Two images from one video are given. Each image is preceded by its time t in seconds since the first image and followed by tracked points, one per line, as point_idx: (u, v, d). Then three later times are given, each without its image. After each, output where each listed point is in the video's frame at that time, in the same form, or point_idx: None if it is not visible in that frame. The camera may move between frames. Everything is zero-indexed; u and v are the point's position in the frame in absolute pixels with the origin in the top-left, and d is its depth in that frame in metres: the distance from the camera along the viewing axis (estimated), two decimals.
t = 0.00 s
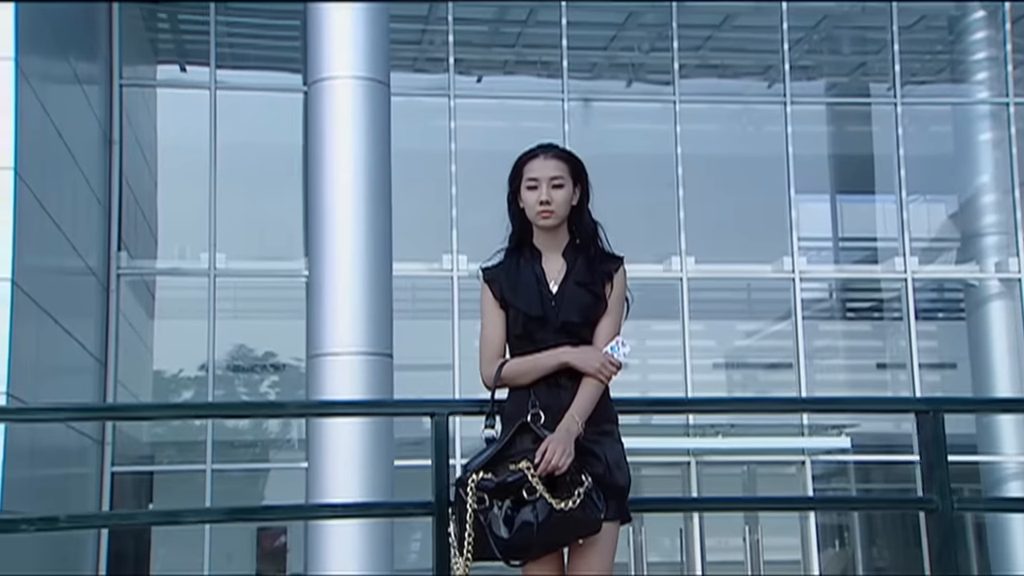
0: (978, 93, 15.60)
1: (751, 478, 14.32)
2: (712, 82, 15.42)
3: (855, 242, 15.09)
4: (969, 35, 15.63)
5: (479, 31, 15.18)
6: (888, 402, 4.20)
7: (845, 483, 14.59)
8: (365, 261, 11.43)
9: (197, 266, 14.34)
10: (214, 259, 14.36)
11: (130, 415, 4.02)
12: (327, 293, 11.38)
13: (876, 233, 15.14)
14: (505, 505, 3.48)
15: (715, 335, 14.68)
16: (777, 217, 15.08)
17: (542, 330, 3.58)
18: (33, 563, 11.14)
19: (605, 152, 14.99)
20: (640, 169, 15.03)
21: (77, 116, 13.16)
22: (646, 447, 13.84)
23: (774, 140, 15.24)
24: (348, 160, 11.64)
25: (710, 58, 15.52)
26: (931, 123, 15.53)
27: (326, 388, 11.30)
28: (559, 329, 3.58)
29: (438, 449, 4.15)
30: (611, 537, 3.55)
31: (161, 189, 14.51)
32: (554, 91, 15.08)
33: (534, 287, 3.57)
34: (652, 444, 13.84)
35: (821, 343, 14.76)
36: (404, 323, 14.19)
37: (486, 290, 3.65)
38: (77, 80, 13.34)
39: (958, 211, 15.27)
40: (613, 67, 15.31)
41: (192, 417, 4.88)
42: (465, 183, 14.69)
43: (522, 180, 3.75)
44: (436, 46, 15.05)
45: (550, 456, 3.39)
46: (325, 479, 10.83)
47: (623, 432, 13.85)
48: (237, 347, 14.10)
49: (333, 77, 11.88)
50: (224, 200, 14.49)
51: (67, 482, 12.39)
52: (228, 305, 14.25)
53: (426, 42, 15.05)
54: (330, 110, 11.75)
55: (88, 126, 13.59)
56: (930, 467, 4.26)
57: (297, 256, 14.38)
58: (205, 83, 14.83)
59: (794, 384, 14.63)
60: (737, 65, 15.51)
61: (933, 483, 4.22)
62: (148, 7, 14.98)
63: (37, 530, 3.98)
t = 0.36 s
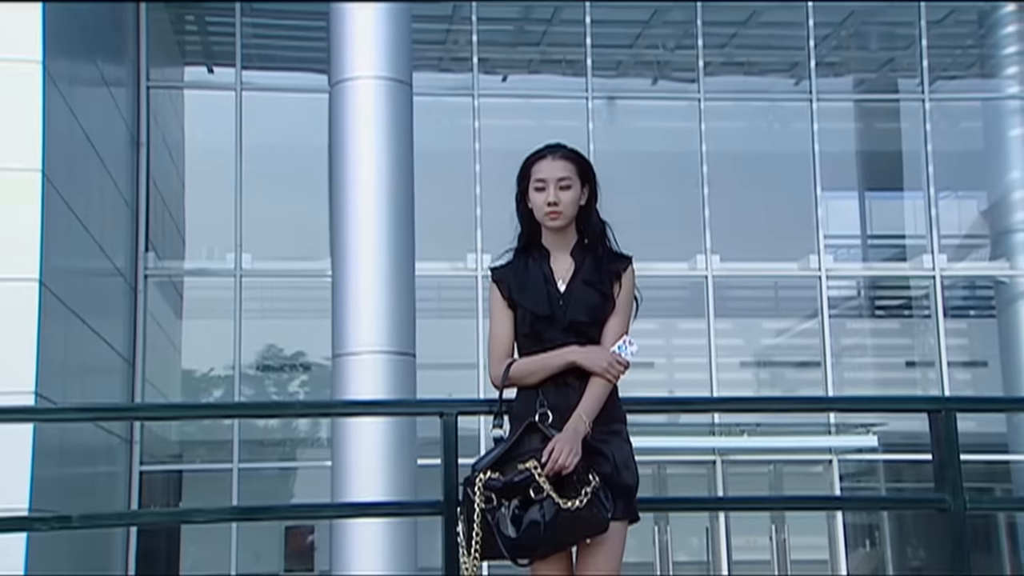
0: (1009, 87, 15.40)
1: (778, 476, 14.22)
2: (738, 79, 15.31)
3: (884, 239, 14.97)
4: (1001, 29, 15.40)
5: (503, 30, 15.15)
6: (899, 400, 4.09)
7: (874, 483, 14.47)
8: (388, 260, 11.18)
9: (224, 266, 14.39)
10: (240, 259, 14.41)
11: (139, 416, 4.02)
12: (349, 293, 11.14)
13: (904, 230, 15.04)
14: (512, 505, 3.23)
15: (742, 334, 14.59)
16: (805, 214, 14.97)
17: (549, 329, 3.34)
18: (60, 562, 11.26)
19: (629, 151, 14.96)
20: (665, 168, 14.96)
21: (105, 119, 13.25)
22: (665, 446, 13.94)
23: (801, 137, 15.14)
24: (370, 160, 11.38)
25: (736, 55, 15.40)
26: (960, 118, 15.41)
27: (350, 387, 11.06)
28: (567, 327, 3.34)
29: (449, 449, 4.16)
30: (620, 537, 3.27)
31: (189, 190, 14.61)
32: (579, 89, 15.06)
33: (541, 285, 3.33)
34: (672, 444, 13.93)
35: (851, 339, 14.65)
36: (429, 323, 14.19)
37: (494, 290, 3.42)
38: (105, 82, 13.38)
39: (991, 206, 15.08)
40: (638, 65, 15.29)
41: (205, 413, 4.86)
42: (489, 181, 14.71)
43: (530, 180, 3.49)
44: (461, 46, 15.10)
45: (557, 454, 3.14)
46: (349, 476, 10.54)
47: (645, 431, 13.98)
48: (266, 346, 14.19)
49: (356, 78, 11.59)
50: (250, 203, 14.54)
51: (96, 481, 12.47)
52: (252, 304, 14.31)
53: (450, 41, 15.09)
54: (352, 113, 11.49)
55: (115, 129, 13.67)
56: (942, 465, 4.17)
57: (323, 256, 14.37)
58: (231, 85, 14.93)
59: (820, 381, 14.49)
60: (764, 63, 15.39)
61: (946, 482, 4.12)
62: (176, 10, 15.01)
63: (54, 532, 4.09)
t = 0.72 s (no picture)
0: None
1: (803, 476, 14.42)
2: (763, 77, 15.32)
3: (911, 237, 14.86)
4: None
5: (526, 30, 15.11)
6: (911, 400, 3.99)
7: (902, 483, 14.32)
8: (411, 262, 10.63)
9: (249, 267, 14.52)
10: (264, 260, 14.51)
11: (146, 417, 4.01)
12: (372, 293, 10.56)
13: (932, 229, 14.88)
14: (518, 505, 3.21)
15: (768, 333, 14.60)
16: (831, 215, 14.93)
17: (556, 329, 3.31)
18: (84, 563, 11.37)
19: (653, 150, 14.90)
20: (690, 165, 14.91)
21: (130, 122, 13.32)
22: (690, 446, 13.84)
23: (827, 136, 15.12)
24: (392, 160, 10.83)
25: (761, 53, 15.38)
26: (990, 116, 15.10)
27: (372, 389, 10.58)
28: (573, 328, 3.31)
29: (456, 449, 4.08)
30: (626, 537, 3.25)
31: (214, 190, 14.67)
32: (601, 89, 15.07)
33: (548, 286, 3.30)
34: (697, 444, 13.89)
35: (877, 339, 14.60)
36: (451, 323, 14.09)
37: (500, 291, 3.39)
38: (130, 84, 13.44)
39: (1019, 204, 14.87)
40: (662, 64, 15.25)
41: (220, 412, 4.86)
42: (513, 181, 14.72)
43: (536, 183, 3.44)
44: (484, 46, 15.11)
45: (562, 455, 3.11)
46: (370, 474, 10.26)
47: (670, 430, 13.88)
48: (296, 347, 14.20)
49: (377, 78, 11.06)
50: (274, 205, 14.59)
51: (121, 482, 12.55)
52: (278, 304, 14.39)
53: (473, 41, 15.10)
54: (373, 112, 10.93)
55: (140, 131, 13.75)
56: (953, 465, 4.05)
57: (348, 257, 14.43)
58: (255, 86, 14.97)
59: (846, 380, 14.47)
60: (790, 61, 15.39)
61: (956, 482, 4.00)
62: (201, 13, 15.06)
63: (65, 532, 4.11)
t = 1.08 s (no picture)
0: None
1: (829, 476, 14.10)
2: (789, 75, 15.26)
3: (939, 236, 14.74)
4: None
5: (550, 30, 15.11)
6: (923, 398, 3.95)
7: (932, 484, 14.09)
8: (433, 263, 9.87)
9: (275, 267, 14.53)
10: (289, 261, 14.53)
11: (155, 416, 4.04)
12: (395, 298, 9.88)
13: (961, 227, 14.74)
14: (526, 504, 3.18)
15: (796, 332, 14.44)
16: (859, 216, 14.73)
17: (564, 330, 3.26)
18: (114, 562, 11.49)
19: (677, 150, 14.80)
20: (715, 164, 14.77)
21: (156, 124, 13.39)
22: (720, 446, 13.92)
23: (853, 132, 15.01)
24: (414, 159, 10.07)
25: (786, 51, 15.39)
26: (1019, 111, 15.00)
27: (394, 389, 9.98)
28: (582, 328, 3.25)
29: (464, 449, 4.10)
30: (636, 536, 3.20)
31: (241, 191, 14.74)
32: (625, 87, 15.01)
33: (556, 286, 3.25)
34: (722, 444, 13.88)
35: (905, 339, 14.43)
36: (473, 323, 14.06)
37: (509, 291, 3.34)
38: (156, 87, 13.49)
39: None
40: (688, 62, 15.23)
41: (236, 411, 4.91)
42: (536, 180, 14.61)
43: (544, 186, 3.36)
44: (508, 46, 15.10)
45: (568, 455, 3.08)
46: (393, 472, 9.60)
47: (697, 429, 13.93)
48: (324, 347, 14.32)
49: (398, 79, 10.23)
50: (299, 206, 14.64)
51: (148, 482, 12.64)
52: (303, 304, 14.39)
53: (498, 41, 15.11)
54: (394, 114, 10.13)
55: (166, 134, 13.83)
56: (966, 465, 4.01)
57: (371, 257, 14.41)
58: (281, 88, 15.07)
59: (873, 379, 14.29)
60: (816, 58, 15.40)
61: (968, 481, 3.96)
62: (228, 15, 15.19)
63: (78, 528, 4.16)
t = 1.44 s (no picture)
0: None
1: (859, 476, 14.10)
2: (818, 72, 15.16)
3: (971, 233, 14.61)
4: None
5: (577, 29, 15.01)
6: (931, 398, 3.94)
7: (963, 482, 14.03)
8: (458, 261, 9.97)
9: (301, 268, 14.60)
10: (316, 261, 14.57)
11: (171, 417, 4.10)
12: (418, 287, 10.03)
13: (994, 224, 14.63)
14: (534, 505, 3.18)
15: (826, 331, 14.34)
16: (890, 214, 14.59)
17: (573, 329, 3.26)
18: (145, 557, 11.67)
19: (703, 149, 14.68)
20: (743, 163, 14.66)
21: (184, 125, 13.36)
22: (750, 446, 13.84)
23: (883, 130, 14.86)
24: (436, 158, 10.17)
25: (815, 48, 15.29)
26: None
27: (419, 390, 9.96)
28: (590, 328, 3.26)
29: (475, 449, 4.11)
30: (644, 539, 3.20)
31: (269, 192, 14.78)
32: (651, 86, 14.91)
33: (566, 286, 3.26)
34: (750, 444, 13.81)
35: (938, 336, 14.35)
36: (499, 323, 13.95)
37: (518, 292, 3.35)
38: (184, 89, 13.45)
39: None
40: (716, 60, 15.10)
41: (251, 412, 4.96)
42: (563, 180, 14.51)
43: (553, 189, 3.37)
44: (534, 45, 15.02)
45: (576, 455, 3.08)
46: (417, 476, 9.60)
47: (725, 429, 13.79)
48: (356, 347, 14.38)
49: (424, 79, 10.34)
50: (327, 208, 14.70)
51: (176, 480, 12.69)
52: (330, 305, 14.43)
53: (524, 41, 15.05)
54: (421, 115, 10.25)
55: (195, 135, 13.84)
56: (979, 466, 3.98)
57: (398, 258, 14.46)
58: (307, 89, 15.12)
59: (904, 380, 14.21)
60: (845, 55, 15.25)
61: (982, 482, 3.94)
62: (256, 17, 15.26)
63: (93, 529, 4.18)
